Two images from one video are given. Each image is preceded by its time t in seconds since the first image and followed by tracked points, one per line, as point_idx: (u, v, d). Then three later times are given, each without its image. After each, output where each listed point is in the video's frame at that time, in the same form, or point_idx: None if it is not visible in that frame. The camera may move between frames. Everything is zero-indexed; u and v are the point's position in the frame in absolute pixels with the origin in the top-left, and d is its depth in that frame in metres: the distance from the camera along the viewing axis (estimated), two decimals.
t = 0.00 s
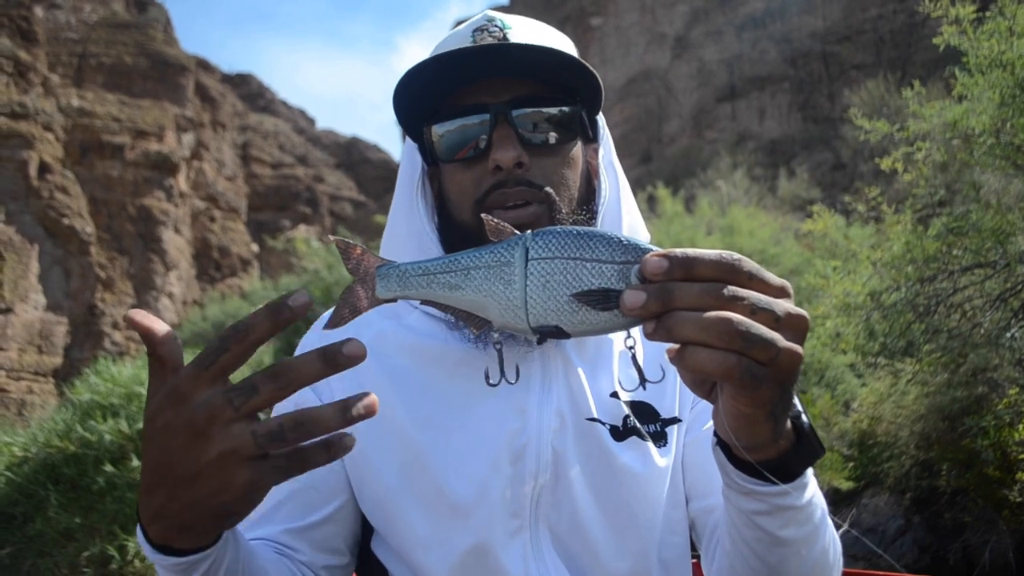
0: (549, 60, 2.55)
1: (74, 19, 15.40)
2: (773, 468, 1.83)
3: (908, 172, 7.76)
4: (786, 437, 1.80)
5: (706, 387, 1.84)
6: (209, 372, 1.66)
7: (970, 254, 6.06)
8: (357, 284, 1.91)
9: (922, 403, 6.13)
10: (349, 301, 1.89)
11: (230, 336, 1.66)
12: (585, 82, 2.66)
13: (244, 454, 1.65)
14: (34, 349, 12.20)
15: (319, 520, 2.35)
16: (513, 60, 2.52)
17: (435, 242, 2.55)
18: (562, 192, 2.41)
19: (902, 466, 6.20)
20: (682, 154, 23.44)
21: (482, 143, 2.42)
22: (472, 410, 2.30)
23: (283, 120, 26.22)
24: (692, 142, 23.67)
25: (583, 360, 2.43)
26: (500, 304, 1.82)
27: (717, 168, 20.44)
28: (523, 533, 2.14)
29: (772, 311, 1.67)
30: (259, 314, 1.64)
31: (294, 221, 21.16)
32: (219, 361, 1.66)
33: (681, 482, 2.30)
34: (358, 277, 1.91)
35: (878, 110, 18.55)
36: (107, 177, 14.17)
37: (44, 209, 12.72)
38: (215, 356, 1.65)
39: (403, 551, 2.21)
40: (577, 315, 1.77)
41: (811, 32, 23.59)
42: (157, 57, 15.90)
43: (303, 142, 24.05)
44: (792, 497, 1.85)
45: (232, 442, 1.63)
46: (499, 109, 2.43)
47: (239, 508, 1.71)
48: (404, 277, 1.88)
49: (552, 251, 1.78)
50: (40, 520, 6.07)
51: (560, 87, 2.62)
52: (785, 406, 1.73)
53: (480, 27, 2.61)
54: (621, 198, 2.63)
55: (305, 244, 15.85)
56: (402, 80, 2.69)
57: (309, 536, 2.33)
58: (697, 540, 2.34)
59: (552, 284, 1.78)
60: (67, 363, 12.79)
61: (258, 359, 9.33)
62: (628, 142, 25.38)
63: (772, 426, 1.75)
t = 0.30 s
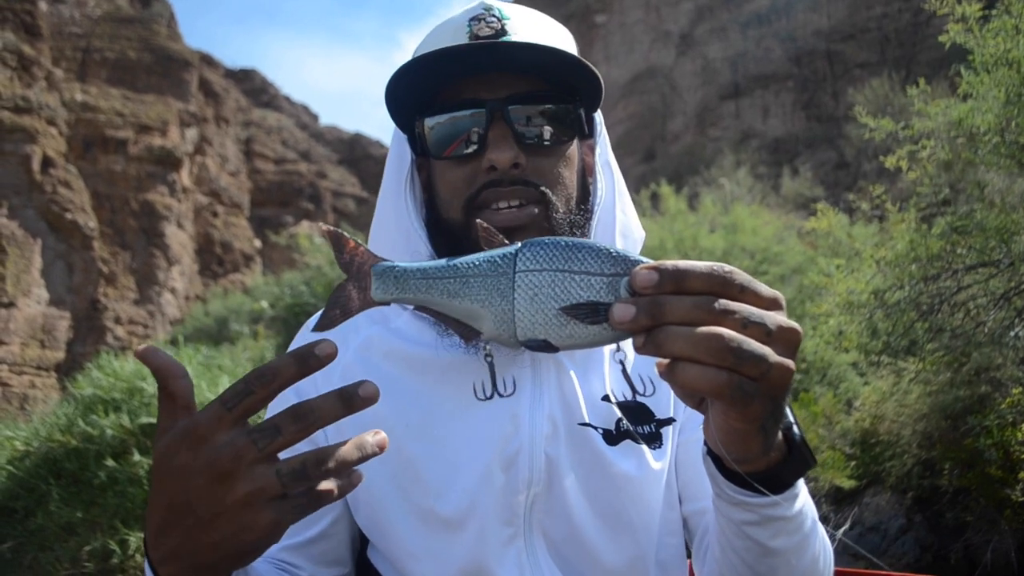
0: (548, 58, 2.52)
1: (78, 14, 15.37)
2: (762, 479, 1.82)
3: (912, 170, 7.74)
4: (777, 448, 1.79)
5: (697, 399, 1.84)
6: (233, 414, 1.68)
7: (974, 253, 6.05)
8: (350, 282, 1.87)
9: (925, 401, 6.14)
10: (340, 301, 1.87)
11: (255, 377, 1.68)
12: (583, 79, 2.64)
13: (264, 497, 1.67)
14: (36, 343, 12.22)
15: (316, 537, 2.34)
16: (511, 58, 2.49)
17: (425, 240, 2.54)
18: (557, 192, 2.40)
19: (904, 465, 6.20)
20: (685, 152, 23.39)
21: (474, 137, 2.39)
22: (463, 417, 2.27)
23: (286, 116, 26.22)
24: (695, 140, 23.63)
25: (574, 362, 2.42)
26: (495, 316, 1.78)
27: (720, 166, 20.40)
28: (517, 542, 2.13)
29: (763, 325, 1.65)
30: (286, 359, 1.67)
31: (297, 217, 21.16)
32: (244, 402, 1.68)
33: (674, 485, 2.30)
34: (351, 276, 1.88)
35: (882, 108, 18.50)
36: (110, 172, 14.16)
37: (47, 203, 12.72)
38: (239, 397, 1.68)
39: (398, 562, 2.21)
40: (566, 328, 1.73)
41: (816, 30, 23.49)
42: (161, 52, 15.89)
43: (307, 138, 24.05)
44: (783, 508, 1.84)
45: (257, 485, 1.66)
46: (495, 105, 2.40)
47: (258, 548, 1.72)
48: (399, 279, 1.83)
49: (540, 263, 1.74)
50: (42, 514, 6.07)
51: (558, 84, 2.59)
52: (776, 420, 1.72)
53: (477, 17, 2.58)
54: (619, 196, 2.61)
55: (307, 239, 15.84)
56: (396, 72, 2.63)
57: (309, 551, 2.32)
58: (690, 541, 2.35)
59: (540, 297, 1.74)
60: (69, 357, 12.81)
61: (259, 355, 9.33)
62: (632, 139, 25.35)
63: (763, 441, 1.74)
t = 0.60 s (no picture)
0: (533, 56, 2.40)
1: (79, 11, 15.36)
2: (764, 493, 1.77)
3: (913, 168, 7.72)
4: (779, 461, 1.73)
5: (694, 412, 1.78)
6: (230, 421, 1.62)
7: (976, 250, 6.02)
8: (336, 320, 1.66)
9: (926, 399, 6.16)
10: (327, 341, 1.63)
11: (251, 385, 1.63)
12: (570, 76, 2.52)
13: (263, 499, 1.61)
14: (36, 341, 12.23)
15: (311, 540, 2.30)
16: (496, 55, 2.38)
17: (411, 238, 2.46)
18: (544, 192, 2.32)
19: (905, 462, 6.21)
20: (686, 150, 23.39)
21: (459, 134, 2.31)
22: (451, 420, 2.27)
23: (287, 113, 26.23)
24: (695, 138, 23.64)
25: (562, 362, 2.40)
26: (487, 345, 1.64)
27: (720, 165, 20.40)
28: (509, 543, 2.12)
29: (759, 339, 1.59)
30: (280, 363, 1.61)
31: (297, 215, 21.16)
32: (239, 410, 1.62)
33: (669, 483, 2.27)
34: (336, 313, 1.66)
35: (882, 107, 18.50)
36: (110, 169, 14.15)
37: (47, 201, 12.72)
38: (236, 404, 1.61)
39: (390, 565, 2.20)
40: (558, 353, 1.62)
41: (817, 29, 23.45)
42: (161, 50, 15.87)
43: (307, 136, 24.06)
44: (784, 518, 1.78)
45: (255, 489, 1.61)
46: (481, 103, 2.31)
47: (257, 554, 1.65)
48: (387, 315, 1.64)
49: (529, 288, 1.62)
50: (42, 511, 6.06)
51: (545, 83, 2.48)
52: (778, 432, 1.66)
53: (461, 11, 2.47)
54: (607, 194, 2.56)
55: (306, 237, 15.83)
56: (378, 71, 2.52)
57: (303, 556, 2.28)
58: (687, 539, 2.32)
59: (532, 322, 1.62)
60: (69, 355, 12.81)
61: (260, 353, 9.34)
62: (632, 138, 25.36)
63: (765, 454, 1.68)
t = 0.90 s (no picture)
0: (518, 56, 2.36)
1: (77, 14, 15.36)
2: (763, 531, 1.75)
3: (913, 166, 7.71)
4: (777, 501, 1.71)
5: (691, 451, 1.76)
6: (214, 440, 1.60)
7: (975, 248, 6.01)
8: (334, 402, 1.61)
9: (926, 398, 6.15)
10: (328, 423, 1.59)
11: (233, 404, 1.62)
12: (554, 75, 2.46)
13: (248, 519, 1.60)
14: (35, 345, 12.23)
15: (306, 541, 2.28)
16: (481, 58, 2.34)
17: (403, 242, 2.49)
18: (532, 192, 2.30)
19: (905, 462, 6.21)
20: (684, 151, 23.39)
21: (447, 136, 2.27)
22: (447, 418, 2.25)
23: (286, 116, 26.24)
24: (694, 138, 23.64)
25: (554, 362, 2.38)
26: (486, 410, 1.60)
27: (719, 165, 20.40)
28: (505, 540, 2.12)
29: (755, 397, 1.57)
30: (264, 382, 1.62)
31: (296, 217, 21.15)
32: (222, 429, 1.60)
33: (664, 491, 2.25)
34: (334, 394, 1.62)
35: (880, 107, 18.51)
36: (109, 172, 14.14)
37: (46, 204, 12.72)
38: (220, 423, 1.60)
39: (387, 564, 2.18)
40: (556, 416, 1.59)
41: (814, 29, 23.48)
42: (160, 52, 15.87)
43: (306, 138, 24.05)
44: (779, 557, 1.77)
45: (234, 511, 1.59)
46: (466, 105, 2.28)
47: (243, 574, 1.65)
48: (385, 391, 1.60)
49: (526, 351, 1.59)
50: (41, 515, 6.05)
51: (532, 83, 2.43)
52: (776, 478, 1.64)
53: (443, 14, 2.44)
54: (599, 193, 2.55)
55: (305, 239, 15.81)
56: (363, 78, 2.49)
57: (301, 556, 2.27)
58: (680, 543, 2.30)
59: (529, 386, 1.58)
60: (68, 358, 12.80)
61: (260, 355, 9.34)
62: (631, 139, 25.38)
63: (762, 500, 1.67)
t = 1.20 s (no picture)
0: (526, 55, 2.36)
1: (75, 22, 15.37)
2: (760, 537, 1.73)
3: (912, 166, 7.70)
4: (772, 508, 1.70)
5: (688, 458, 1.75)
6: (240, 440, 1.60)
7: (975, 248, 6.00)
8: (339, 414, 1.61)
9: (926, 399, 6.12)
10: (333, 436, 1.59)
11: (261, 404, 1.61)
12: (560, 75, 2.46)
13: (264, 519, 1.60)
14: (35, 352, 12.21)
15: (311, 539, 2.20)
16: (490, 56, 2.34)
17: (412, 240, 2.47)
18: (540, 189, 2.28)
19: (907, 463, 6.18)
20: (682, 152, 23.40)
21: (456, 139, 2.25)
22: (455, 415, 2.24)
23: (283, 121, 26.25)
24: (692, 140, 23.61)
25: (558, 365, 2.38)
26: (487, 420, 1.60)
27: (718, 167, 20.41)
28: (510, 536, 2.11)
29: (750, 407, 1.56)
30: (293, 386, 1.61)
31: (295, 222, 21.13)
32: (248, 429, 1.60)
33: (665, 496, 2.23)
34: (338, 407, 1.61)
35: (878, 107, 18.52)
36: (108, 179, 14.14)
37: (45, 212, 12.72)
38: (246, 423, 1.60)
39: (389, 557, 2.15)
40: (556, 426, 1.59)
41: (811, 31, 23.52)
42: (158, 60, 15.88)
43: (304, 143, 24.04)
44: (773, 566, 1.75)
45: (253, 510, 1.59)
46: (475, 105, 2.27)
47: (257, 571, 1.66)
48: (391, 404, 1.60)
49: (524, 363, 1.59)
50: (42, 523, 6.03)
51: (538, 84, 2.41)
52: (771, 485, 1.64)
53: (454, 20, 2.43)
54: (604, 196, 2.55)
55: (304, 244, 15.80)
56: (374, 78, 2.48)
57: (305, 554, 2.20)
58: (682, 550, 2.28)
59: (529, 397, 1.59)
60: (68, 366, 12.78)
61: (260, 361, 9.32)
62: (629, 141, 25.40)
63: (757, 507, 1.66)
